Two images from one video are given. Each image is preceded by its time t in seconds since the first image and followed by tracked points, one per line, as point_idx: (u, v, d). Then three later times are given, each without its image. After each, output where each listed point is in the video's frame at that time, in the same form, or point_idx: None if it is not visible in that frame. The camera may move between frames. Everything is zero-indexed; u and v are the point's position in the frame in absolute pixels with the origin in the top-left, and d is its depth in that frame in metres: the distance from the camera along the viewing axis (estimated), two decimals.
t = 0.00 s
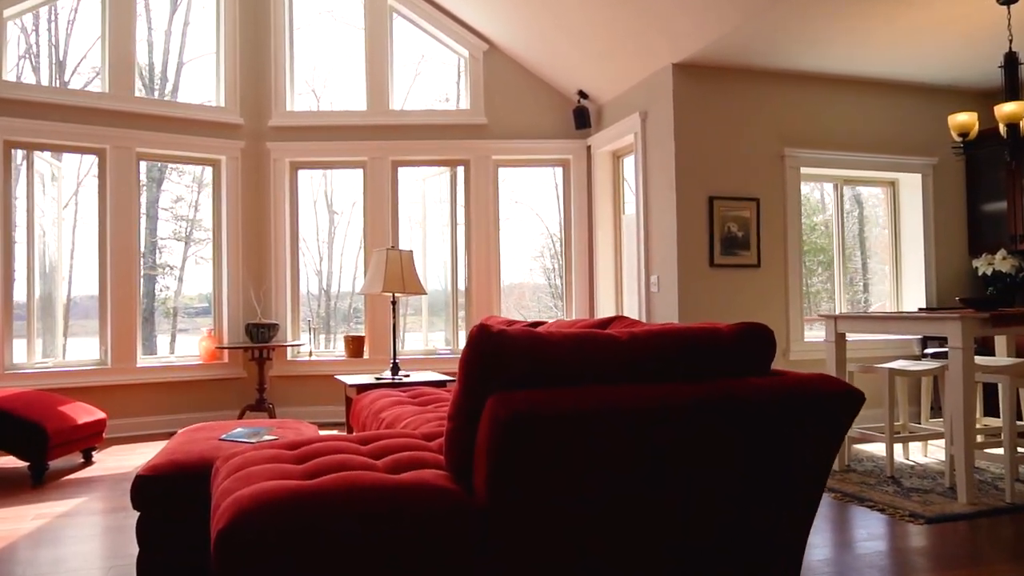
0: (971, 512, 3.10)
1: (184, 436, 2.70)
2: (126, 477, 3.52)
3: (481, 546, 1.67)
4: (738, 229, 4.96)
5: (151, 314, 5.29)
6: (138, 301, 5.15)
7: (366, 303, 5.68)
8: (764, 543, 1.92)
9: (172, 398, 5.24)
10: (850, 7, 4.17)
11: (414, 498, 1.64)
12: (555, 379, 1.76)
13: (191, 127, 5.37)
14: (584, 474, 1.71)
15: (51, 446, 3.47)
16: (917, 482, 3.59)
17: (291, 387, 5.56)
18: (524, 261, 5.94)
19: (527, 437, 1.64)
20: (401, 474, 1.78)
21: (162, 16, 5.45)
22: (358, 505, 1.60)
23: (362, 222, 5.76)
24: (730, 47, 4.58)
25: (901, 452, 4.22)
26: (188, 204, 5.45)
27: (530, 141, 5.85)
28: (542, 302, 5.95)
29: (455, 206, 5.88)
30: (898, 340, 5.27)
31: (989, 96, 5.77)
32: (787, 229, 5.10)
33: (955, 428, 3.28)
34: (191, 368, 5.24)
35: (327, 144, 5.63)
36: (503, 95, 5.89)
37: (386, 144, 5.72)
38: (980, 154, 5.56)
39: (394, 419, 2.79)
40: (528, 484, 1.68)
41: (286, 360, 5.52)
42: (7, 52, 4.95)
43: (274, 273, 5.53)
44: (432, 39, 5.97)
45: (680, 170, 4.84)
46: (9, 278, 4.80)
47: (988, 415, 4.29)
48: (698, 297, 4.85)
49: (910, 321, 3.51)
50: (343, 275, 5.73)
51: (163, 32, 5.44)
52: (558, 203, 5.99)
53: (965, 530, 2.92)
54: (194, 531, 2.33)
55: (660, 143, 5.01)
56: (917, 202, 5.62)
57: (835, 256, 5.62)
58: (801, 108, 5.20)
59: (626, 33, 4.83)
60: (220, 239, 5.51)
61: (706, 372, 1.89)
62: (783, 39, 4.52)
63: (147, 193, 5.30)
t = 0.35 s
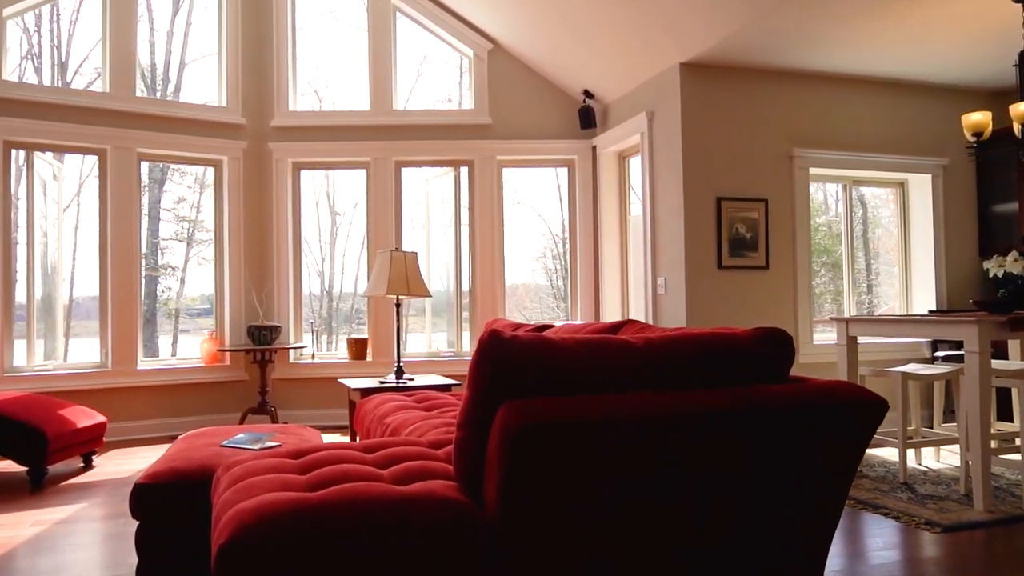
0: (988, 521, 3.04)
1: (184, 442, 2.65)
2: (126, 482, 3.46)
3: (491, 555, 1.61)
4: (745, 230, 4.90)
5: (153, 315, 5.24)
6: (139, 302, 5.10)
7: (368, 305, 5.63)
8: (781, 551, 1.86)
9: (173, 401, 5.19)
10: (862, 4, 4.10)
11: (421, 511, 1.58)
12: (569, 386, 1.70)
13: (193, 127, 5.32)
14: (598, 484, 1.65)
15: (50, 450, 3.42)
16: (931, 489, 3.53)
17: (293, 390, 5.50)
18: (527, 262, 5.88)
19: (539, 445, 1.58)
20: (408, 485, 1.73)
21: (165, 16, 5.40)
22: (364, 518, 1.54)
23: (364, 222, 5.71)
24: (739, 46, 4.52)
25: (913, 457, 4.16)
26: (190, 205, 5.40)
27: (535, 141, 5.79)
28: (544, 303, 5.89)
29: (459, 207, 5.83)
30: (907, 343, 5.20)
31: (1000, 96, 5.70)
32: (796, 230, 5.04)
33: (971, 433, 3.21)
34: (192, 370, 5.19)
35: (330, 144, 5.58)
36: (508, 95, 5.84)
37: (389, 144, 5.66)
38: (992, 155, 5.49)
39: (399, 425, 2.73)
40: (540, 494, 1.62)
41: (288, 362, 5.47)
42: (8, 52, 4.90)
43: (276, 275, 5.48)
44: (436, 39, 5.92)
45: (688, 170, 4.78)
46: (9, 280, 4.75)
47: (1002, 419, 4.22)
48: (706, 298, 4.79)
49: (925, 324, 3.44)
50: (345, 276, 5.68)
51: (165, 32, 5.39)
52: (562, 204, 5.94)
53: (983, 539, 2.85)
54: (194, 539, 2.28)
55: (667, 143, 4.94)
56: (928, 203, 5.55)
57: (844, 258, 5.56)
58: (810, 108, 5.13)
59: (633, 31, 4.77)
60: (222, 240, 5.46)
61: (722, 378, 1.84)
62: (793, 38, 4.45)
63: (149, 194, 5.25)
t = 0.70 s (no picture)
0: (1005, 530, 2.98)
1: (185, 451, 2.61)
2: (127, 489, 3.41)
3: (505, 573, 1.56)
4: (754, 233, 4.84)
5: (156, 316, 5.19)
6: (141, 305, 5.05)
7: (372, 307, 5.58)
8: (803, 566, 1.80)
9: (176, 406, 5.14)
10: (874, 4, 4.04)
11: (430, 529, 1.54)
12: (582, 399, 1.66)
13: (195, 128, 5.28)
14: (613, 500, 1.61)
15: (50, 457, 3.37)
16: (945, 497, 3.47)
17: (295, 394, 5.46)
18: (530, 264, 5.82)
19: (553, 460, 1.53)
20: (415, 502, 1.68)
21: (168, 17, 5.36)
22: (371, 537, 1.49)
23: (368, 223, 5.66)
24: (747, 47, 4.47)
25: (926, 464, 4.11)
26: (193, 207, 5.36)
27: (540, 143, 5.74)
28: (547, 305, 5.84)
29: (464, 209, 5.77)
30: (917, 347, 5.14)
31: (1011, 97, 5.63)
32: (805, 233, 4.98)
33: (987, 441, 3.15)
34: (195, 374, 5.14)
35: (334, 146, 5.53)
36: (513, 96, 5.79)
37: (393, 146, 5.61)
38: (1003, 157, 5.42)
39: (404, 434, 2.68)
40: (554, 512, 1.57)
41: (291, 366, 5.42)
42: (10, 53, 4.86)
43: (278, 277, 5.44)
44: (440, 39, 5.87)
45: (696, 172, 4.72)
46: (10, 283, 4.70)
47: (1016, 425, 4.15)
48: (715, 300, 4.74)
49: (940, 330, 3.38)
50: (348, 278, 5.62)
51: (168, 33, 5.34)
52: (567, 205, 5.89)
53: (1000, 550, 2.79)
54: (196, 552, 2.23)
55: (674, 146, 4.89)
56: (938, 206, 5.49)
57: (853, 261, 5.49)
58: (820, 109, 5.07)
59: (641, 32, 4.71)
60: (225, 242, 5.42)
61: (738, 391, 1.80)
62: (803, 38, 4.40)
63: (151, 195, 5.21)
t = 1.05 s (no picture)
0: None
1: (194, 458, 2.58)
2: (136, 494, 3.38)
3: None
4: (769, 235, 4.77)
5: (166, 318, 5.18)
6: (151, 307, 5.04)
7: (382, 309, 5.56)
8: None
9: (186, 409, 5.13)
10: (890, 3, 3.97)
11: (441, 547, 1.50)
12: (596, 412, 1.64)
13: (205, 131, 5.26)
14: (629, 514, 1.56)
15: (59, 463, 3.35)
16: (966, 504, 3.40)
17: (305, 396, 5.43)
18: (541, 265, 5.78)
19: (569, 474, 1.49)
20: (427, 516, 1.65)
21: (178, 20, 5.35)
22: (381, 554, 1.45)
23: (378, 225, 5.64)
24: (761, 47, 4.41)
25: (945, 469, 4.06)
26: (203, 208, 5.35)
27: (551, 144, 5.70)
28: (558, 306, 5.79)
29: (474, 210, 5.74)
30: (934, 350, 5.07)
31: None
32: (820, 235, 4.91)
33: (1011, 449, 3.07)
34: (205, 377, 5.12)
35: (343, 147, 5.50)
36: (523, 97, 5.75)
37: (404, 148, 5.58)
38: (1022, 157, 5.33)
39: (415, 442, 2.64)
40: (570, 527, 1.53)
41: (301, 369, 5.40)
42: (22, 57, 4.86)
43: (288, 279, 5.42)
44: (450, 40, 5.83)
45: (709, 173, 4.66)
46: (20, 285, 4.71)
47: None
48: (729, 302, 4.67)
49: (961, 334, 3.31)
50: (358, 279, 5.60)
51: (178, 36, 5.34)
52: (577, 206, 5.85)
53: None
54: (203, 563, 2.20)
55: (686, 148, 4.84)
56: (954, 207, 5.41)
57: (869, 263, 5.42)
58: (834, 110, 5.00)
59: (652, 32, 4.66)
60: (235, 244, 5.40)
61: (757, 403, 1.76)
62: (817, 38, 4.33)
63: (161, 198, 5.20)
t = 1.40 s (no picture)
0: None
1: (207, 462, 2.57)
2: (151, 497, 3.38)
3: None
4: (787, 236, 4.70)
5: (182, 319, 5.19)
6: (166, 308, 5.05)
7: (396, 310, 5.54)
8: None
9: (201, 410, 5.13)
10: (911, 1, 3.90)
11: (456, 560, 1.47)
12: (614, 419, 1.60)
13: (219, 132, 5.27)
14: (650, 523, 1.52)
15: (73, 465, 3.36)
16: (991, 511, 3.31)
17: (319, 398, 5.43)
18: (554, 265, 5.74)
19: (587, 482, 1.45)
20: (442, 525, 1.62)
21: (194, 23, 5.36)
22: (395, 566, 1.42)
23: (392, 226, 5.63)
24: (779, 46, 4.35)
25: (968, 475, 3.96)
26: (218, 210, 5.36)
27: (566, 145, 5.66)
28: (572, 307, 5.75)
29: (488, 211, 5.71)
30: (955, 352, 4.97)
31: None
32: (838, 235, 4.83)
33: None
34: (219, 379, 5.13)
35: (357, 149, 5.49)
36: (538, 97, 5.71)
37: (418, 149, 5.57)
38: None
39: (430, 447, 2.62)
40: (589, 536, 1.49)
41: (315, 370, 5.39)
42: (40, 61, 4.89)
43: (302, 280, 5.42)
44: (464, 41, 5.81)
45: (726, 174, 4.60)
46: (36, 287, 4.73)
47: None
48: (747, 304, 4.61)
49: (986, 337, 3.22)
50: (372, 280, 5.60)
51: (194, 38, 5.35)
52: (592, 207, 5.81)
53: None
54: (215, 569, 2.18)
55: (703, 148, 4.78)
56: (976, 207, 5.30)
57: (889, 264, 5.33)
58: (854, 109, 4.92)
59: (668, 32, 4.61)
60: (249, 245, 5.40)
61: (779, 411, 1.72)
62: (837, 37, 4.26)
63: (177, 199, 5.22)
